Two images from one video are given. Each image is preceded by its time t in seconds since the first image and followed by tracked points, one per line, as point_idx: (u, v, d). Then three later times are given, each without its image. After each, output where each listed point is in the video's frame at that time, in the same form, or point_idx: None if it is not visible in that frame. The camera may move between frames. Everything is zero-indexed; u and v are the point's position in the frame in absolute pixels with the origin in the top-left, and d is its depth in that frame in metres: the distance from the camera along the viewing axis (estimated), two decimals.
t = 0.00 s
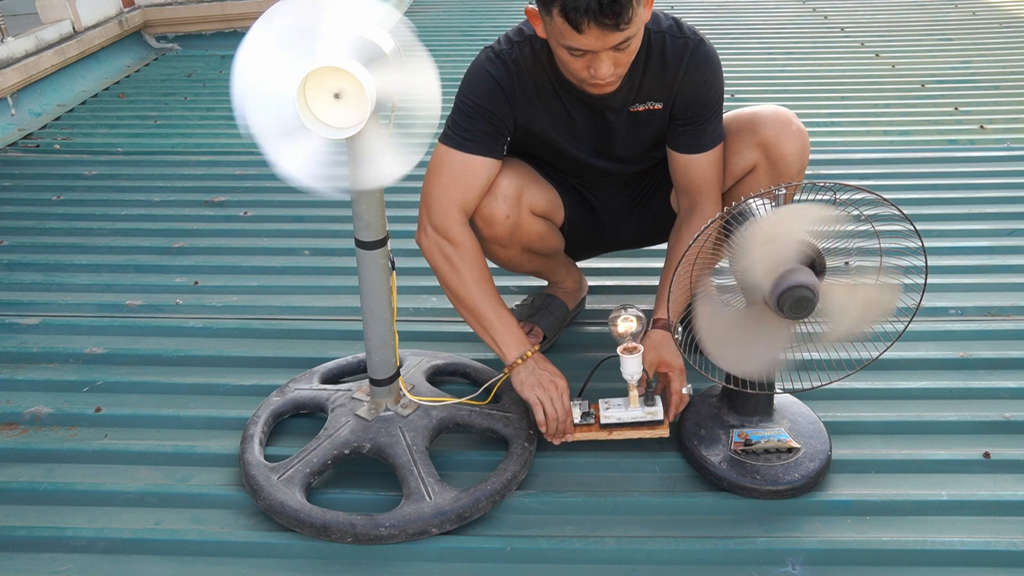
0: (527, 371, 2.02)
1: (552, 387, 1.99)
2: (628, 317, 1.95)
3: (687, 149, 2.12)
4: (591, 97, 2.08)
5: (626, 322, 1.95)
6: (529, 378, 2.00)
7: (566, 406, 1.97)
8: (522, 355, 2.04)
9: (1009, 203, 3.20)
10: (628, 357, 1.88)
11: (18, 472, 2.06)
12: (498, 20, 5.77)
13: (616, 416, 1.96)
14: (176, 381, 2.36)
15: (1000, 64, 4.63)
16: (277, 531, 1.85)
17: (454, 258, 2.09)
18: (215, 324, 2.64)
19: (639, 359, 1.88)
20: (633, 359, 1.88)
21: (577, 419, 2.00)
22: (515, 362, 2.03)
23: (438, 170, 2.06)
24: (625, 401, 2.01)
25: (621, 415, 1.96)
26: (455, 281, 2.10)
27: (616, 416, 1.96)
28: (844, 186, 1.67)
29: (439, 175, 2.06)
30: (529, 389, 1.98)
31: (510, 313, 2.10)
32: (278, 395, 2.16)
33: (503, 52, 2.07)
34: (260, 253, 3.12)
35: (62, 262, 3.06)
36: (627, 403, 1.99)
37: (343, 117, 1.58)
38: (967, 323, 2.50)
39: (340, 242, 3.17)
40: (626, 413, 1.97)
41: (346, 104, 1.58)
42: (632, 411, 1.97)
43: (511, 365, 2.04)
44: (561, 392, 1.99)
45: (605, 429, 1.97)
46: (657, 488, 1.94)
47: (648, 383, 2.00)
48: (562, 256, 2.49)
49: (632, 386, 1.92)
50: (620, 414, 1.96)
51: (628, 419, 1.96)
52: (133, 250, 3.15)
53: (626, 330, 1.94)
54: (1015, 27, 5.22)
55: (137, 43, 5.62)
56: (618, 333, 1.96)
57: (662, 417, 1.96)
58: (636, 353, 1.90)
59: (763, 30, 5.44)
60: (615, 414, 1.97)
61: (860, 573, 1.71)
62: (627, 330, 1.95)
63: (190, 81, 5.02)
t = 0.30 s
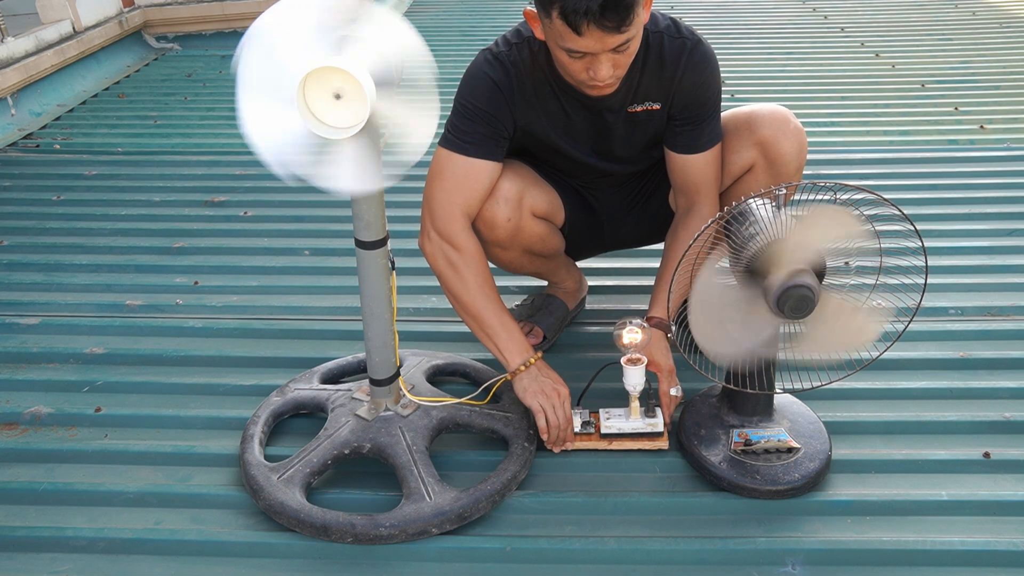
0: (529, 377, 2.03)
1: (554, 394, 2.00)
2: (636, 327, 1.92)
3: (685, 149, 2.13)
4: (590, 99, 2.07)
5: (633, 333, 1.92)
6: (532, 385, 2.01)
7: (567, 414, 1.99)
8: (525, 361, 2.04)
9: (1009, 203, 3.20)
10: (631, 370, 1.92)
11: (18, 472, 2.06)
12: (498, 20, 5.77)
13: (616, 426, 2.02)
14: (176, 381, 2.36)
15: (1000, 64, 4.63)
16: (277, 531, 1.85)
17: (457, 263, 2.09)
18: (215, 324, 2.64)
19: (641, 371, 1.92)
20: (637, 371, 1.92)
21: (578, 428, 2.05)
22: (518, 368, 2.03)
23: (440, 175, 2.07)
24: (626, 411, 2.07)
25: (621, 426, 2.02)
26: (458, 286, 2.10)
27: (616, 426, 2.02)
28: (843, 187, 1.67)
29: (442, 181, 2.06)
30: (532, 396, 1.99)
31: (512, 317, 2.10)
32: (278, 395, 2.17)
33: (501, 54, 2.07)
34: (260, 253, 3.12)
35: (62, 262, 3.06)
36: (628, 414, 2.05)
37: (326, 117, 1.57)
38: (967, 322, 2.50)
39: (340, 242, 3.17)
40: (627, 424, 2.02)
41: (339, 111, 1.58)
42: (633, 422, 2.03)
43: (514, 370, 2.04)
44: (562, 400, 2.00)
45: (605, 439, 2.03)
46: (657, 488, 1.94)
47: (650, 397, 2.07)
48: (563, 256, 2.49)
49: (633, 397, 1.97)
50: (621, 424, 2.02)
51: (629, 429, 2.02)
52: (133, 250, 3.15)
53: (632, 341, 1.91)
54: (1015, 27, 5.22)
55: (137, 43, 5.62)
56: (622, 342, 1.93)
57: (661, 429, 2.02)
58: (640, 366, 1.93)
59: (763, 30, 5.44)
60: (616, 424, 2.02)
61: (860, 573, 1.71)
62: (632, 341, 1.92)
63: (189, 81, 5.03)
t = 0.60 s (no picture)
0: (530, 380, 2.03)
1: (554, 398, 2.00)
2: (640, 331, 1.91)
3: (685, 149, 2.13)
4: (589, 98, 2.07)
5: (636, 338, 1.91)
6: (533, 388, 2.01)
7: (569, 417, 1.98)
8: (527, 362, 2.04)
9: (1009, 203, 3.20)
10: (634, 376, 1.91)
11: (18, 472, 2.06)
12: (498, 20, 5.77)
13: (618, 429, 2.02)
14: (177, 381, 2.36)
15: (1000, 64, 4.63)
16: (277, 531, 1.85)
17: (457, 263, 2.09)
18: (215, 324, 2.64)
19: (644, 377, 1.92)
20: (638, 377, 1.93)
21: (580, 430, 2.04)
22: (518, 369, 2.03)
23: (440, 175, 2.07)
24: (628, 414, 2.07)
25: (623, 430, 2.02)
26: (460, 286, 2.10)
27: (618, 429, 2.02)
28: (844, 188, 1.67)
29: (442, 181, 2.06)
30: (531, 400, 1.99)
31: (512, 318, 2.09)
32: (278, 395, 2.17)
33: (501, 54, 2.07)
34: (260, 253, 3.12)
35: (62, 262, 3.06)
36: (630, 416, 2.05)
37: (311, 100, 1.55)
38: (967, 322, 2.50)
39: (340, 242, 3.17)
40: (630, 428, 2.02)
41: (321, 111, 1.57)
42: (635, 425, 2.03)
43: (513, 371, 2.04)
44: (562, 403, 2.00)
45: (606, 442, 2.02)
46: (657, 488, 1.94)
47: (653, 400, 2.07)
48: (563, 256, 2.49)
49: (636, 400, 1.97)
50: (622, 428, 2.02)
51: (630, 433, 2.02)
52: (133, 249, 3.15)
53: (635, 346, 1.91)
54: (1015, 27, 5.22)
55: (137, 43, 5.62)
56: (626, 347, 1.92)
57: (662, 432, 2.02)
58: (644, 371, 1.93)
59: (763, 30, 5.45)
60: (618, 428, 2.02)
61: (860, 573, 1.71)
62: (636, 346, 1.92)
63: (190, 81, 5.03)
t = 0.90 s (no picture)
0: (535, 379, 2.03)
1: (558, 397, 2.00)
2: (646, 332, 1.92)
3: (685, 146, 2.13)
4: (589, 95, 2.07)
5: (642, 338, 1.92)
6: (536, 387, 2.02)
7: (573, 417, 1.99)
8: (532, 361, 2.05)
9: (1009, 203, 3.20)
10: (641, 375, 1.91)
11: (18, 472, 2.06)
12: (498, 20, 5.77)
13: (625, 430, 2.02)
14: (177, 381, 2.36)
15: (1000, 64, 4.63)
16: (277, 531, 1.85)
17: (460, 261, 2.09)
18: (215, 324, 2.64)
19: (650, 377, 1.92)
20: (645, 377, 1.92)
21: (585, 431, 2.05)
22: (524, 368, 2.04)
23: (443, 173, 2.06)
24: (633, 415, 2.07)
25: (629, 431, 2.02)
26: (465, 284, 2.10)
27: (624, 430, 2.02)
28: (844, 188, 1.66)
29: (445, 179, 2.06)
30: (534, 398, 2.00)
31: (517, 317, 2.10)
32: (278, 395, 2.17)
33: (501, 51, 2.07)
34: (260, 253, 3.12)
35: (62, 262, 3.06)
36: (636, 417, 2.05)
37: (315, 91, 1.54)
38: (967, 322, 2.50)
39: (340, 242, 3.17)
40: (636, 429, 2.03)
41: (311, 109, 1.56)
42: (640, 426, 2.03)
43: (519, 371, 2.05)
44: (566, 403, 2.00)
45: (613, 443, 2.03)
46: (657, 488, 1.94)
47: (659, 400, 2.08)
48: (564, 256, 2.49)
49: (642, 401, 1.97)
50: (627, 429, 2.02)
51: (636, 434, 2.02)
52: (133, 250, 3.15)
53: (641, 346, 1.91)
54: (1015, 27, 5.22)
55: (138, 43, 5.62)
56: (632, 348, 1.93)
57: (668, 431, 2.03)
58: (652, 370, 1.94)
59: (763, 30, 5.44)
60: (623, 428, 2.02)
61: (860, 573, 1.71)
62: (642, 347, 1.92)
63: (190, 81, 5.03)
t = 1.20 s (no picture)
0: (537, 374, 2.03)
1: (558, 394, 2.00)
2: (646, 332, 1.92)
3: (687, 139, 2.13)
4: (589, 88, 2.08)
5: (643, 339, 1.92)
6: (537, 382, 2.02)
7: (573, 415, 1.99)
8: (535, 356, 2.05)
9: (1009, 203, 3.20)
10: (641, 376, 1.91)
11: (18, 472, 2.06)
12: (498, 20, 5.77)
13: (624, 431, 2.02)
14: (177, 381, 2.36)
15: (1000, 64, 4.63)
16: (277, 531, 1.85)
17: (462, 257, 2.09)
18: (215, 324, 2.64)
19: (650, 378, 1.92)
20: (644, 377, 1.92)
21: (585, 431, 2.04)
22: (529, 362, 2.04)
23: (445, 169, 2.06)
24: (633, 415, 2.07)
25: (628, 432, 2.02)
26: (467, 280, 2.11)
27: (624, 431, 2.01)
28: (843, 187, 1.67)
29: (446, 175, 2.06)
30: (534, 394, 2.01)
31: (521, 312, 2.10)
32: (278, 395, 2.17)
33: (501, 47, 2.08)
34: (260, 253, 3.12)
35: (62, 262, 3.06)
36: (635, 417, 2.05)
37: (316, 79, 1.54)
38: (967, 322, 2.50)
39: (340, 242, 3.17)
40: (636, 429, 2.02)
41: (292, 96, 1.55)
42: (640, 426, 2.03)
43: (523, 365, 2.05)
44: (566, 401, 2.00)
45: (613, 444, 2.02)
46: (657, 488, 1.94)
47: (659, 400, 2.07)
48: (565, 255, 2.49)
49: (642, 401, 1.97)
50: (627, 429, 2.02)
51: (636, 434, 2.01)
52: (133, 249, 3.15)
53: (641, 347, 1.92)
54: (1015, 27, 5.22)
55: (138, 43, 5.62)
56: (632, 349, 1.93)
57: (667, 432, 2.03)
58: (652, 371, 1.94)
59: (763, 30, 5.44)
60: (623, 429, 2.02)
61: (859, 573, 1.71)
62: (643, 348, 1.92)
63: (190, 81, 5.03)
